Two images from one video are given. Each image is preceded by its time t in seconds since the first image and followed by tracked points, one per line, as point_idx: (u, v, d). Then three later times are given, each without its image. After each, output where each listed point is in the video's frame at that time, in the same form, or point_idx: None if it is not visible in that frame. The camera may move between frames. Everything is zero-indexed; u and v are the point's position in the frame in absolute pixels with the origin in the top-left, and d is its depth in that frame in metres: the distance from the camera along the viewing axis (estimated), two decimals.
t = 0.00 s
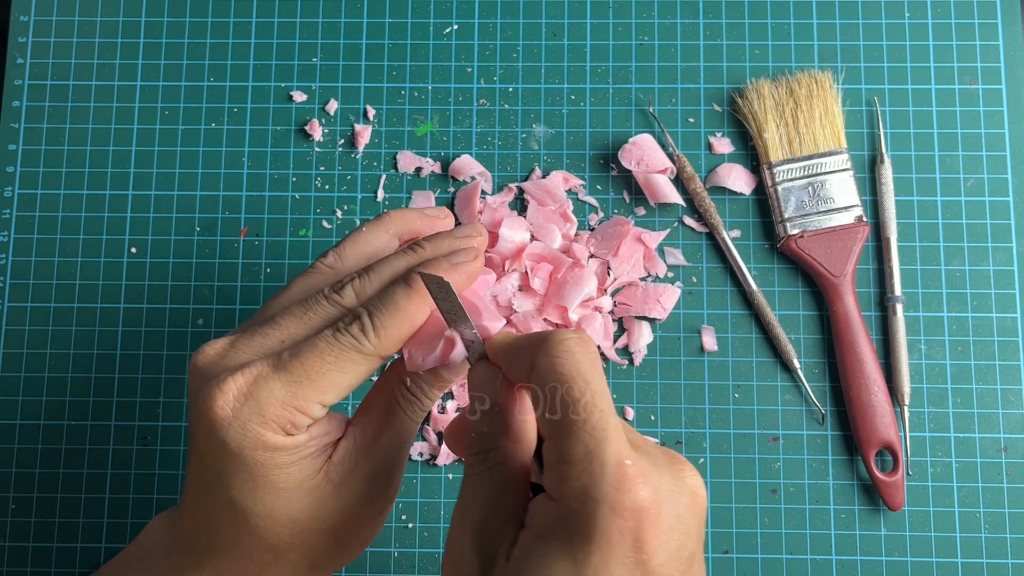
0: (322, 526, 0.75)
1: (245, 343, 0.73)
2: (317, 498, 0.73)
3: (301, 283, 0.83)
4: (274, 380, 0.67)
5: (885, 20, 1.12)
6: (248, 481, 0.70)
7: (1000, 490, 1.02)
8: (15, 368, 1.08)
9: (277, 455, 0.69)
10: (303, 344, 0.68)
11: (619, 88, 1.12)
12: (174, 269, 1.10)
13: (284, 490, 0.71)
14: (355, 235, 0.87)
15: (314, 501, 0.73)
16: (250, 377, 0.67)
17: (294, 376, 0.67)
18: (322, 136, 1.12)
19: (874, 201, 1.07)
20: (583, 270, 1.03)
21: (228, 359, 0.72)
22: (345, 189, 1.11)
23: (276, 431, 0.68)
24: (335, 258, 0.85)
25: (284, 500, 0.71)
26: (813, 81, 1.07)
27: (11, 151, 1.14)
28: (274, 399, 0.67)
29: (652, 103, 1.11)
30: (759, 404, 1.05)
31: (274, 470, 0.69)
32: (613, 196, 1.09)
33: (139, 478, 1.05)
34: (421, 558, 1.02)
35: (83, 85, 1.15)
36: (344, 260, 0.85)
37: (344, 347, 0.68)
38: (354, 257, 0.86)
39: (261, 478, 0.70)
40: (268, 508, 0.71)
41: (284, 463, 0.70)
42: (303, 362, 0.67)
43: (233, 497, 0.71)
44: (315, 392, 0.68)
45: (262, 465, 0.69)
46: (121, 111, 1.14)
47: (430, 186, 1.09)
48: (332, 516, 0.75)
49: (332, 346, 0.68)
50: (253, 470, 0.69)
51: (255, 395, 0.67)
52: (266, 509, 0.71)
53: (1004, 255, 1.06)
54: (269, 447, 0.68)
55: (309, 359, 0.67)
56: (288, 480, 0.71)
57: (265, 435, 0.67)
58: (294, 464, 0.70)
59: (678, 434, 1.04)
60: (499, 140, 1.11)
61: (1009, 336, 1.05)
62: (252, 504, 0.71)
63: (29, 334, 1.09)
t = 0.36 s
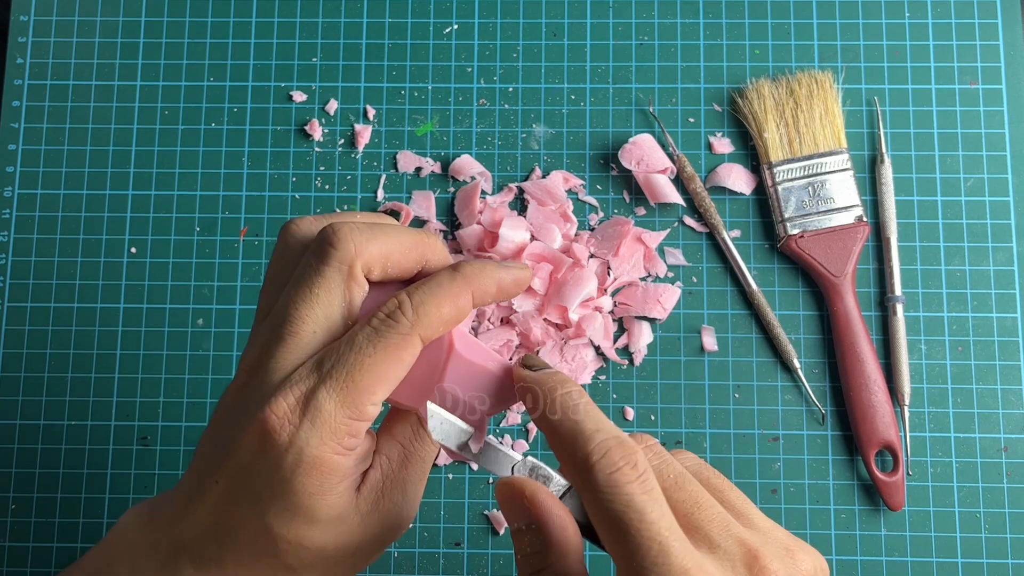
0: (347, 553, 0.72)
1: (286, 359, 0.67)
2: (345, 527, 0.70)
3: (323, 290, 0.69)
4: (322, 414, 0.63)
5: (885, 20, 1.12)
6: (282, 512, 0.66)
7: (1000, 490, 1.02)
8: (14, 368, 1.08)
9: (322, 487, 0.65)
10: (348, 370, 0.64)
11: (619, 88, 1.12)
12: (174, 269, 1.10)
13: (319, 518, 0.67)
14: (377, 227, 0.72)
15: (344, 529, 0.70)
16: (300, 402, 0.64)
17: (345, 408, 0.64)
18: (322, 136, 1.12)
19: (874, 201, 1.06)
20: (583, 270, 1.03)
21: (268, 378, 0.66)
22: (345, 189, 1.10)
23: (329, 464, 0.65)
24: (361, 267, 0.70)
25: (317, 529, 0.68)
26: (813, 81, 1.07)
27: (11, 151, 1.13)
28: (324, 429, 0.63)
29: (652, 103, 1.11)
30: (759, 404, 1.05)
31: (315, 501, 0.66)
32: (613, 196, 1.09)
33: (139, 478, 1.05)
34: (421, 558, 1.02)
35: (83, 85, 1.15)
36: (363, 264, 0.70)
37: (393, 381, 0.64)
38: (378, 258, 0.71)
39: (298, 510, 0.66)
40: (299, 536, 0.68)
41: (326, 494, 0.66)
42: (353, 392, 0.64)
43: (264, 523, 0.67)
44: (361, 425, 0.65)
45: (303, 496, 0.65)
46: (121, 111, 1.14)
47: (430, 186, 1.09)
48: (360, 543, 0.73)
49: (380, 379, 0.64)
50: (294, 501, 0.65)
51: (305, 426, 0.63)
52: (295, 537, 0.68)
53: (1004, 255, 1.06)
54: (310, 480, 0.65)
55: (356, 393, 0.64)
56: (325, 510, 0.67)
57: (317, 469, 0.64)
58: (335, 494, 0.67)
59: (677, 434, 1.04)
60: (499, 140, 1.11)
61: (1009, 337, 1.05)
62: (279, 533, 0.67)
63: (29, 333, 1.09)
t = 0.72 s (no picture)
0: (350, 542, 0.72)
1: (278, 350, 0.67)
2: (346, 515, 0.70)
3: (311, 282, 0.69)
4: (314, 402, 0.63)
5: (885, 20, 1.12)
6: (281, 502, 0.66)
7: (1000, 490, 1.02)
8: (14, 368, 1.08)
9: (319, 475, 0.65)
10: (338, 359, 0.64)
11: (619, 88, 1.12)
12: (174, 269, 1.10)
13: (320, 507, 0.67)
14: (364, 220, 0.73)
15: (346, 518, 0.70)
16: (291, 392, 0.64)
17: (336, 397, 0.64)
18: (322, 136, 1.12)
19: (874, 201, 1.06)
20: (583, 270, 1.03)
21: (260, 370, 0.67)
22: (345, 189, 1.10)
23: (322, 452, 0.65)
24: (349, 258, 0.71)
25: (318, 517, 0.68)
26: (813, 81, 1.07)
27: (11, 151, 1.13)
28: (315, 418, 0.63)
29: (652, 103, 1.11)
30: (760, 404, 1.04)
31: (313, 490, 0.66)
32: (613, 196, 1.09)
33: (139, 478, 1.05)
34: (421, 558, 1.02)
35: (83, 85, 1.15)
36: (350, 255, 0.71)
37: (384, 368, 0.65)
38: (365, 250, 0.72)
39: (297, 499, 0.66)
40: (301, 526, 0.68)
41: (322, 482, 0.66)
42: (344, 379, 0.64)
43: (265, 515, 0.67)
44: (353, 413, 0.65)
45: (300, 485, 0.65)
46: (121, 111, 1.14)
47: (430, 186, 1.09)
48: (362, 532, 0.73)
49: (371, 367, 0.64)
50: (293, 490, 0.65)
51: (296, 415, 0.63)
52: (298, 528, 0.68)
53: (1004, 255, 1.06)
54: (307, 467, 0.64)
55: (346, 380, 0.64)
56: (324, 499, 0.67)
57: (311, 458, 0.64)
58: (334, 481, 0.67)
59: (677, 434, 1.04)
60: (499, 140, 1.11)
61: (1009, 336, 1.05)
62: (281, 524, 0.67)
63: (28, 333, 1.09)
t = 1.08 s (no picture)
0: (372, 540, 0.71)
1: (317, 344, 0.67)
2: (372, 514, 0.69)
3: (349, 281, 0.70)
4: (353, 397, 0.63)
5: (885, 20, 1.12)
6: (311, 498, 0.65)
7: (1000, 490, 1.02)
8: (14, 368, 1.08)
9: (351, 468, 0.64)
10: (379, 355, 0.64)
11: (619, 88, 1.12)
12: (174, 269, 1.10)
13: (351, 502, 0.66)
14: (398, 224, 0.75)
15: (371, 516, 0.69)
16: (329, 385, 0.64)
17: (375, 392, 0.64)
18: (322, 136, 1.12)
19: (874, 201, 1.06)
20: (583, 270, 1.03)
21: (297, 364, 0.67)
22: (345, 189, 1.10)
23: (358, 446, 0.64)
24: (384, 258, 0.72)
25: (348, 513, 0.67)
26: (813, 81, 1.07)
27: (11, 151, 1.13)
28: (353, 412, 0.63)
29: (652, 103, 1.11)
30: (759, 404, 1.05)
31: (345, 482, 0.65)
32: (613, 196, 1.09)
33: (139, 478, 1.05)
34: (421, 558, 1.02)
35: (83, 85, 1.15)
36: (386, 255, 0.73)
37: (421, 367, 0.66)
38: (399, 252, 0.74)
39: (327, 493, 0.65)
40: (328, 521, 0.66)
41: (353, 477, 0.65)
42: (384, 376, 0.64)
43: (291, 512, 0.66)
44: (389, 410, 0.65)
45: (330, 482, 0.64)
46: (121, 111, 1.14)
47: (431, 186, 1.09)
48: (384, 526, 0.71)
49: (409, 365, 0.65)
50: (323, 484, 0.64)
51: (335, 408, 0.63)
52: (328, 524, 0.66)
53: (1004, 255, 1.06)
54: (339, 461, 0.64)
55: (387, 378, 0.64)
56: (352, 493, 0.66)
57: (348, 451, 0.63)
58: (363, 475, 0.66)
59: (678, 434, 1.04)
60: (499, 140, 1.11)
61: (1009, 337, 1.05)
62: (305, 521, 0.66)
63: (28, 333, 1.09)
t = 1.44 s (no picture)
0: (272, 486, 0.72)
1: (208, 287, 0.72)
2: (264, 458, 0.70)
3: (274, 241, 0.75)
4: (222, 342, 0.65)
5: (885, 20, 1.12)
6: (196, 435, 0.68)
7: (1000, 490, 1.02)
8: (14, 368, 1.08)
9: (233, 410, 0.67)
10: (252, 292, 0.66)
11: (619, 88, 1.12)
12: (174, 269, 1.10)
13: (236, 438, 0.69)
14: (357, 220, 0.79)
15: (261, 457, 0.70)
16: (196, 313, 0.67)
17: (233, 323, 0.65)
18: (322, 136, 1.12)
19: (874, 201, 1.07)
20: (583, 270, 1.03)
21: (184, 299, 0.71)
22: (345, 189, 1.11)
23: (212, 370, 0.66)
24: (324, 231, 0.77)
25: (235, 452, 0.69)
26: (813, 81, 1.07)
27: (11, 151, 1.14)
28: (209, 343, 0.65)
29: (652, 103, 1.11)
30: (759, 404, 1.05)
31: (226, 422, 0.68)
32: (613, 196, 1.09)
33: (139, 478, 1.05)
34: (421, 558, 1.02)
35: (83, 85, 1.15)
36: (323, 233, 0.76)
37: (289, 324, 0.66)
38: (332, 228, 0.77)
39: (212, 431, 0.68)
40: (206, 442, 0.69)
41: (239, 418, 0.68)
42: (249, 313, 0.65)
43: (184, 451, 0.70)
44: (254, 354, 0.66)
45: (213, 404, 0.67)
46: (121, 111, 1.14)
47: (431, 186, 1.09)
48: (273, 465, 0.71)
49: (277, 321, 0.66)
50: (205, 420, 0.68)
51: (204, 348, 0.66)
52: (205, 464, 0.70)
53: (1004, 255, 1.06)
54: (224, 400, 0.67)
55: (248, 325, 0.65)
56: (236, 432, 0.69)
57: (202, 371, 0.66)
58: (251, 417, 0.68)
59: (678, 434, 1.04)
60: (499, 140, 1.11)
61: (1009, 337, 1.05)
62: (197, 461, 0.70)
63: (28, 333, 1.09)
